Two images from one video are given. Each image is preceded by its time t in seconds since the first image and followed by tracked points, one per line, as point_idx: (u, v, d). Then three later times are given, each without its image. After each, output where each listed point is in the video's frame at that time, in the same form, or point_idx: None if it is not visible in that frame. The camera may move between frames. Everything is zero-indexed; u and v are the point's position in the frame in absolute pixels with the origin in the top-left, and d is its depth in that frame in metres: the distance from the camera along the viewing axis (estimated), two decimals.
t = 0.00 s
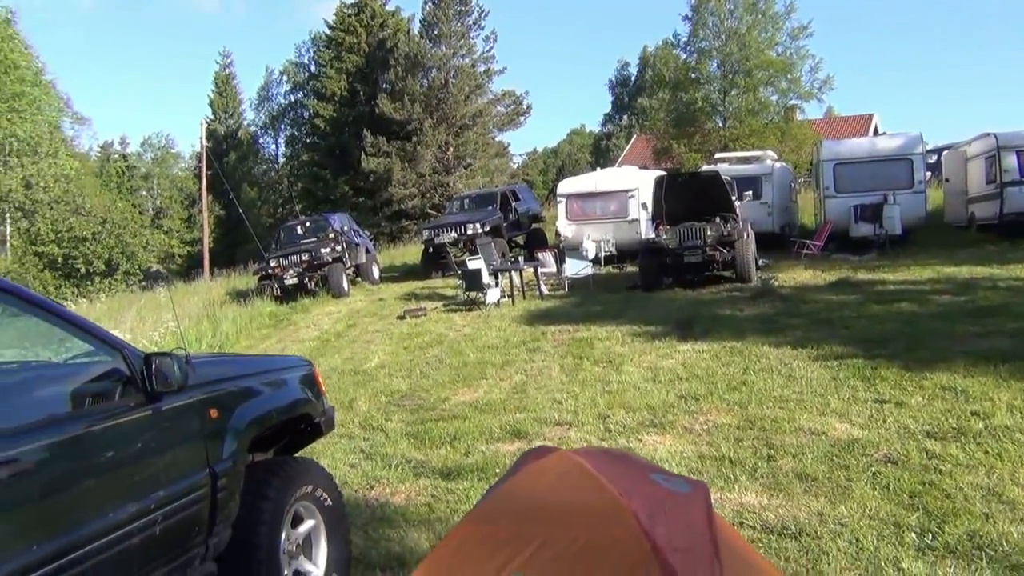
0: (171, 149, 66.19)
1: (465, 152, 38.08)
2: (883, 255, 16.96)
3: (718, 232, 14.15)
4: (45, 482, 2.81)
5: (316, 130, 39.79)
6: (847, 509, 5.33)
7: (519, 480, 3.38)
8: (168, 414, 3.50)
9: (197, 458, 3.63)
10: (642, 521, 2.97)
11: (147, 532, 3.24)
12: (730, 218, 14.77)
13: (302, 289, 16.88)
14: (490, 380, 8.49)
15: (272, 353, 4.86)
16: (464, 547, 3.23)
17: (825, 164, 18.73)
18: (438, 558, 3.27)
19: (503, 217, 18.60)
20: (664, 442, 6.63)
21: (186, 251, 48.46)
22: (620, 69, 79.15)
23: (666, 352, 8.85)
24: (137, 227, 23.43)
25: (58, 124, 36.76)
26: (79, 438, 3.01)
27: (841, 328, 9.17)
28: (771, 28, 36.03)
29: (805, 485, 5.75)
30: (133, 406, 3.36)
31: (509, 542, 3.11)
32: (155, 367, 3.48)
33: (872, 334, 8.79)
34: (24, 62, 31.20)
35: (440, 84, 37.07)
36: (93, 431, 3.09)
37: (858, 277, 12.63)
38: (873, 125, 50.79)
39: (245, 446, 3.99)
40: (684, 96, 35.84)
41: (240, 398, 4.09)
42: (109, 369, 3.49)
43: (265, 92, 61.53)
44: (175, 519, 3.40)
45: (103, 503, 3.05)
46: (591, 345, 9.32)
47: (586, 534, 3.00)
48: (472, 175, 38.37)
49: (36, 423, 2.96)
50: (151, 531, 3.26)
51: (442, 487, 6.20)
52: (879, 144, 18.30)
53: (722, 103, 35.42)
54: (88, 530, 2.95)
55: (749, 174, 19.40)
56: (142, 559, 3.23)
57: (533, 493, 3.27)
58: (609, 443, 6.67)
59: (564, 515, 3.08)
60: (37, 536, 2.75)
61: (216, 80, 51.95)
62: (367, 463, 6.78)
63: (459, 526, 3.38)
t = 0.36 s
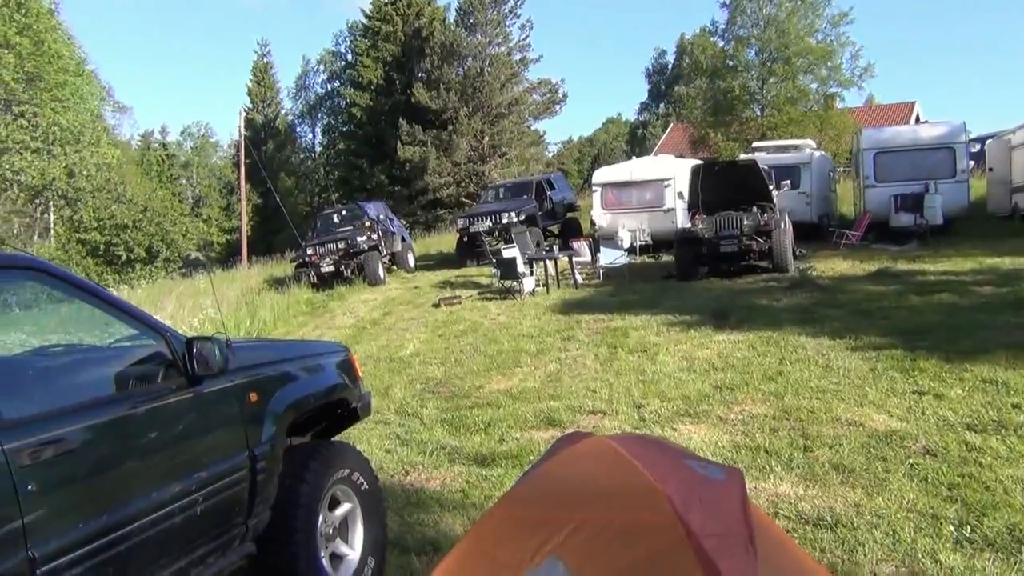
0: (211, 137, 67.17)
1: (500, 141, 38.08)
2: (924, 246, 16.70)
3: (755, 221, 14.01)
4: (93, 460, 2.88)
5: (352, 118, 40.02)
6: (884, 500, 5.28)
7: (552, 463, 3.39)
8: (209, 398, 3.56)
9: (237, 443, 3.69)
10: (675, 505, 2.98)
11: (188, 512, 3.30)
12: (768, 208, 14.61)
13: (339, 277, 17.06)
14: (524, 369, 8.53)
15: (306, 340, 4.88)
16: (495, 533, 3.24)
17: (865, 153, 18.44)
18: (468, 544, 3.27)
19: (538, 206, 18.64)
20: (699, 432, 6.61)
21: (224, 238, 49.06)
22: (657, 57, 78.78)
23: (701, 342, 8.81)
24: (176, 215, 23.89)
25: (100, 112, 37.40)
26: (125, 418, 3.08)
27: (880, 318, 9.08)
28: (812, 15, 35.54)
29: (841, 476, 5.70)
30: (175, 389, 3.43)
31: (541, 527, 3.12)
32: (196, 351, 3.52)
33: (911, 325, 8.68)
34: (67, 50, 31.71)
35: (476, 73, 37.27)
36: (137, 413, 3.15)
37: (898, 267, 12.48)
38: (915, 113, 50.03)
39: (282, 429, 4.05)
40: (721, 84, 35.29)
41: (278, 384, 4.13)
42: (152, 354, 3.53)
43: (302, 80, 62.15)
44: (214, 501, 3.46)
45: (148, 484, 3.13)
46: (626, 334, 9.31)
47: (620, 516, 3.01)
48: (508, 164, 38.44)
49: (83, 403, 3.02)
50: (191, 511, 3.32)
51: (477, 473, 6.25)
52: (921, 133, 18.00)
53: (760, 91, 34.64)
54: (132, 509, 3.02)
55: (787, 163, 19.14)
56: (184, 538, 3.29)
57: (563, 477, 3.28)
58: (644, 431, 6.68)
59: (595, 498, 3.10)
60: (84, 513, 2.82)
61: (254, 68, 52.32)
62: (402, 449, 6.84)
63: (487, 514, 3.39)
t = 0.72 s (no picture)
0: (256, 128, 68.20)
1: (542, 131, 38.14)
2: (974, 236, 16.35)
3: (800, 211, 13.86)
4: (142, 442, 2.96)
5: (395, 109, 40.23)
6: (929, 492, 5.20)
7: (596, 450, 3.40)
8: (255, 382, 3.64)
9: (281, 427, 3.76)
10: (717, 493, 2.96)
11: (234, 494, 3.37)
12: (813, 197, 14.45)
13: (381, 266, 17.23)
14: (566, 358, 8.54)
15: (349, 328, 4.93)
16: (538, 515, 3.25)
17: (915, 141, 18.12)
18: (511, 527, 3.30)
19: (580, 196, 18.63)
20: (742, 422, 6.57)
21: (269, 228, 49.79)
22: (700, 45, 78.10)
23: (744, 332, 8.74)
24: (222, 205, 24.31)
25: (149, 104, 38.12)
26: (172, 402, 3.15)
27: (927, 309, 8.92)
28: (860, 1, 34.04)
29: (886, 468, 5.62)
30: (221, 373, 3.50)
31: (584, 509, 3.13)
32: (242, 337, 3.59)
33: (960, 316, 8.52)
34: (118, 43, 32.35)
35: (519, 62, 37.24)
36: (185, 396, 3.23)
37: (947, 257, 12.23)
38: (966, 101, 48.95)
39: (326, 416, 4.11)
40: (766, 72, 34.77)
41: (322, 369, 4.20)
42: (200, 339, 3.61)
43: (345, 71, 62.75)
44: (260, 484, 3.53)
45: (197, 466, 3.21)
46: (668, 324, 9.27)
47: (661, 502, 3.01)
48: (550, 154, 38.43)
49: (133, 387, 3.09)
50: (238, 494, 3.39)
51: (518, 461, 6.28)
52: (971, 119, 17.71)
53: (807, 79, 34.05)
54: (180, 490, 3.08)
55: (833, 152, 18.93)
56: (231, 520, 3.36)
57: (606, 461, 3.30)
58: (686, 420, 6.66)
59: (637, 483, 3.11)
60: (135, 493, 2.89)
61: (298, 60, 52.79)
62: (444, 437, 6.90)
63: (530, 496, 3.42)
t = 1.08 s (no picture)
0: (298, 121, 68.96)
1: (582, 122, 37.99)
2: None
3: (843, 201, 13.62)
4: (187, 430, 3.03)
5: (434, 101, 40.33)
6: (974, 487, 5.11)
7: (631, 439, 3.40)
8: (296, 371, 3.70)
9: (321, 415, 3.83)
10: (752, 484, 2.94)
11: (276, 480, 3.44)
12: (857, 187, 14.17)
13: (421, 257, 17.33)
14: (604, 349, 8.53)
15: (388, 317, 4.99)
16: (573, 502, 3.27)
17: (963, 130, 17.73)
18: (546, 513, 3.31)
19: (620, 187, 18.54)
20: (782, 414, 6.50)
21: (311, 220, 50.37)
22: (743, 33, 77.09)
23: (785, 324, 8.65)
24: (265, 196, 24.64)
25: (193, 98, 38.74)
26: (216, 390, 3.23)
27: (974, 301, 8.74)
28: None
29: (929, 461, 5.53)
30: (263, 362, 3.57)
31: (619, 497, 3.14)
32: (283, 327, 3.66)
33: (1008, 308, 8.33)
34: (162, 38, 32.89)
35: (558, 53, 37.16)
36: (228, 384, 3.30)
37: (996, 249, 11.94)
38: (1017, 88, 47.65)
39: (366, 404, 4.17)
40: (810, 61, 34.07)
41: (362, 358, 4.26)
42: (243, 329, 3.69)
43: (386, 63, 63.12)
44: (302, 470, 3.61)
45: (239, 452, 3.28)
46: (708, 316, 9.20)
47: (696, 493, 3.00)
48: (590, 145, 38.24)
49: (176, 375, 3.17)
50: (279, 480, 3.45)
51: (556, 451, 6.30)
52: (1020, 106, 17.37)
53: (852, 67, 33.26)
54: (224, 476, 3.16)
55: (879, 141, 18.58)
56: (273, 505, 3.43)
57: (642, 451, 3.29)
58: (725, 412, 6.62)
59: (673, 473, 3.10)
60: (179, 479, 2.96)
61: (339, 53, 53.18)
62: (483, 427, 6.94)
63: (564, 482, 3.43)
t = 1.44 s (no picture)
0: (330, 118, 69.50)
1: (612, 118, 37.87)
2: None
3: (877, 197, 13.46)
4: (226, 423, 3.11)
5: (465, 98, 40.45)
6: (1009, 484, 5.05)
7: (660, 433, 3.43)
8: (332, 365, 3.77)
9: (356, 408, 3.90)
10: (783, 476, 2.97)
11: (312, 472, 3.51)
12: (891, 181, 13.99)
13: (452, 254, 17.43)
14: (635, 346, 8.54)
15: (421, 312, 5.05)
16: (603, 495, 3.30)
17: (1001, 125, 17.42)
18: (577, 507, 3.35)
19: (651, 183, 18.48)
20: (814, 411, 6.47)
21: (343, 217, 50.79)
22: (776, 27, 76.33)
23: (817, 321, 8.59)
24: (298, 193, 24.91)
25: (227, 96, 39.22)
26: (254, 384, 3.30)
27: (1010, 298, 8.62)
28: None
29: (963, 459, 5.48)
30: (300, 356, 3.65)
31: (651, 489, 3.17)
32: (320, 321, 3.73)
33: None
34: (197, 37, 33.33)
35: (589, 49, 37.13)
36: (266, 378, 3.38)
37: None
38: None
39: (400, 398, 4.24)
40: (844, 55, 33.66)
41: (396, 352, 4.33)
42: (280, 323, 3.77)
43: (417, 60, 63.41)
44: (337, 463, 3.68)
45: (276, 444, 3.36)
46: (739, 313, 9.16)
47: (727, 484, 3.03)
48: (620, 141, 38.10)
49: (216, 368, 3.25)
50: (316, 472, 3.53)
51: (587, 447, 6.33)
52: None
53: (888, 61, 32.81)
54: (262, 468, 3.24)
55: (914, 136, 18.33)
56: (310, 497, 3.51)
57: (672, 443, 3.32)
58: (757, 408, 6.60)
59: (704, 465, 3.13)
60: (219, 470, 3.04)
61: (370, 51, 53.48)
62: (514, 422, 6.99)
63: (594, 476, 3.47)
